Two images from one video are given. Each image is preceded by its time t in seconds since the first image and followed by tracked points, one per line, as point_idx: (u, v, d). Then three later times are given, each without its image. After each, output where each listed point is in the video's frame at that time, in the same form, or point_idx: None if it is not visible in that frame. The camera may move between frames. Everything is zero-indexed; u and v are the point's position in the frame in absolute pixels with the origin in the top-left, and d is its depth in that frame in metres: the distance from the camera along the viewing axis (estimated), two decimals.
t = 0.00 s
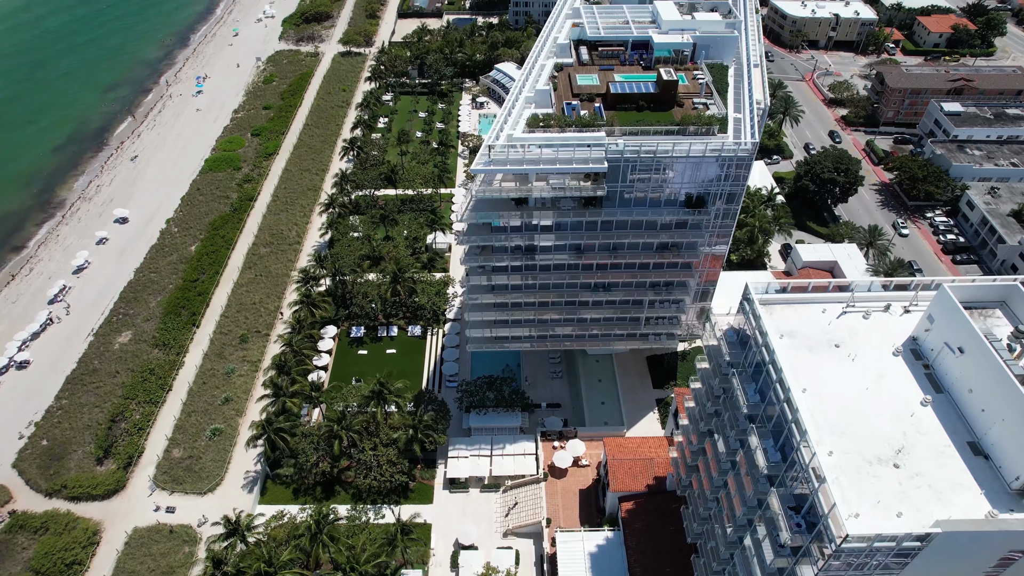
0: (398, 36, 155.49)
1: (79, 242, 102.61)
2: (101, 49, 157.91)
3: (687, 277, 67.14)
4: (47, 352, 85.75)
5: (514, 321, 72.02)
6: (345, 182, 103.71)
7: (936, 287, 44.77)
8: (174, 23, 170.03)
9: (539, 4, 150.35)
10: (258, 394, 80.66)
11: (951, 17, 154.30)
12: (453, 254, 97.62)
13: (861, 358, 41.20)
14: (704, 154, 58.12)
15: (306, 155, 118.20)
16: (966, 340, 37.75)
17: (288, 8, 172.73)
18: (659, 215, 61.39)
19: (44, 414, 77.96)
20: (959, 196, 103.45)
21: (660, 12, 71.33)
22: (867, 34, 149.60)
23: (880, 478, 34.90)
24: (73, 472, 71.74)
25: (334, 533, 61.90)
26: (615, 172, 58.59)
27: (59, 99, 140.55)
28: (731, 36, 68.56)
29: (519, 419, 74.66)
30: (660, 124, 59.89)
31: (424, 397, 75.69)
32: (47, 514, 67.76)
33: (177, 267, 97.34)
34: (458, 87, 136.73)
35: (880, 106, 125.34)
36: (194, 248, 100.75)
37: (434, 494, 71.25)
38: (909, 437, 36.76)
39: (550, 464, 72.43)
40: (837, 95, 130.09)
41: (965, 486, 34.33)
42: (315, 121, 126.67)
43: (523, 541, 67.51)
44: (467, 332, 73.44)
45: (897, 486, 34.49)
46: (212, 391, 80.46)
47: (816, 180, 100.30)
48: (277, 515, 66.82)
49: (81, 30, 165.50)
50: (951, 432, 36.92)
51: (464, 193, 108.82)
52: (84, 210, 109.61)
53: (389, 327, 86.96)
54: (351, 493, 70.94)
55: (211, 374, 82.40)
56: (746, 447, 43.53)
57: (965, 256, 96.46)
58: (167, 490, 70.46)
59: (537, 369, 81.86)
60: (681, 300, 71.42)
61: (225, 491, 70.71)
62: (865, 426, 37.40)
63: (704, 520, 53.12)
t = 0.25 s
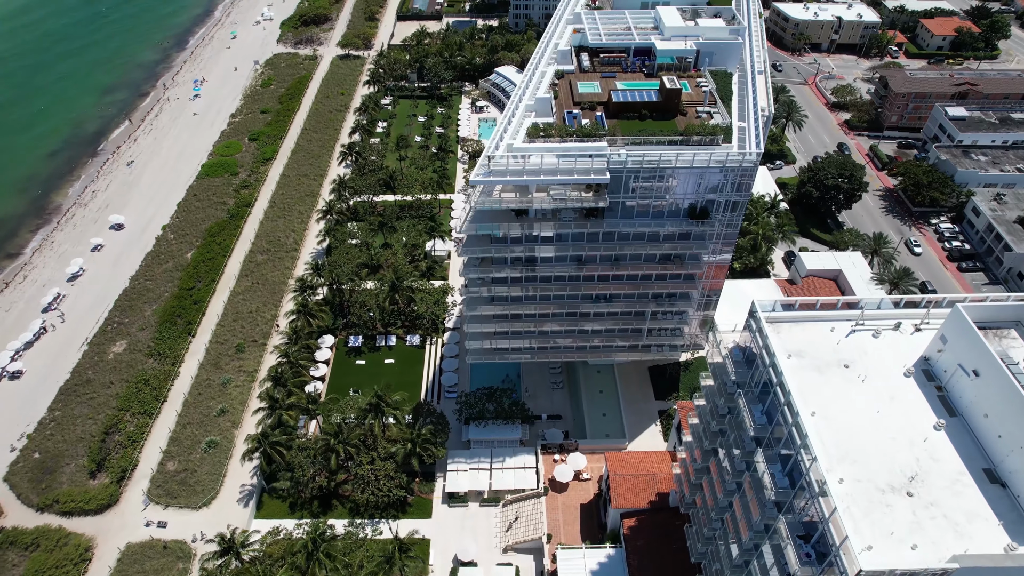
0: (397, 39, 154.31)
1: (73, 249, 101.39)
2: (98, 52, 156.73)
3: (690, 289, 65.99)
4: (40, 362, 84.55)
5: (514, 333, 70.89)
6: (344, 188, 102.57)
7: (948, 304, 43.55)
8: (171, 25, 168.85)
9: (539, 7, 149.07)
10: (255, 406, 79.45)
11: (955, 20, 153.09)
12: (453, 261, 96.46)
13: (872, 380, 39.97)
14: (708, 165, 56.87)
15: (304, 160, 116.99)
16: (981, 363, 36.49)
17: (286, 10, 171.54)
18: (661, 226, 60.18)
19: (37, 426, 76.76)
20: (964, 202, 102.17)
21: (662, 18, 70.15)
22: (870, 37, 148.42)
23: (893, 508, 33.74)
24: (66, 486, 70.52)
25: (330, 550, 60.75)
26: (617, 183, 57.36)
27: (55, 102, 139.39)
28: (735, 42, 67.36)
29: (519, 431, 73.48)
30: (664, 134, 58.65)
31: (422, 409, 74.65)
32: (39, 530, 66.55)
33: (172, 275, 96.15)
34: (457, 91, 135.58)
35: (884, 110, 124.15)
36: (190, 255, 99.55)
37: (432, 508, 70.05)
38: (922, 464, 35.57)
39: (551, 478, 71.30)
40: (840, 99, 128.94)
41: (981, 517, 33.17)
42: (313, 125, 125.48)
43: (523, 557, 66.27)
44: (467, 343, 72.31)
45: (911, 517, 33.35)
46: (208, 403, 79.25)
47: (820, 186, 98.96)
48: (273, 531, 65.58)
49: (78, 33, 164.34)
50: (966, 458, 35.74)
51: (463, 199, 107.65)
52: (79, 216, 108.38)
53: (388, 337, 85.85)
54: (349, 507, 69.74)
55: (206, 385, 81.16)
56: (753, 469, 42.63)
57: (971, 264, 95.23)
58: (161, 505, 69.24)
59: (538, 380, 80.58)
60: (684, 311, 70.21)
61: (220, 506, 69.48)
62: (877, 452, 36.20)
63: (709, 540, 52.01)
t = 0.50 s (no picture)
0: (396, 42, 153.12)
1: (68, 256, 100.18)
2: (95, 55, 155.51)
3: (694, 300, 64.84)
4: (33, 372, 83.31)
5: (514, 345, 69.65)
6: (341, 194, 101.42)
7: (961, 323, 42.35)
8: (169, 28, 167.59)
9: (539, 9, 147.77)
10: (251, 417, 78.25)
11: (958, 22, 151.82)
12: (452, 269, 95.24)
13: (883, 402, 38.71)
14: (713, 176, 55.64)
15: (301, 165, 115.74)
16: (997, 387, 35.22)
17: (284, 13, 170.33)
18: (664, 238, 58.99)
19: (29, 438, 75.53)
20: (970, 208, 100.87)
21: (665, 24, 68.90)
22: (873, 40, 147.19)
23: (907, 539, 32.54)
24: (58, 501, 69.27)
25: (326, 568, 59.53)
26: (619, 194, 56.17)
27: (51, 106, 138.16)
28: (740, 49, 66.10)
29: (518, 444, 72.27)
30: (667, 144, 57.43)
31: (421, 422, 73.58)
32: (29, 546, 65.30)
33: (168, 282, 94.94)
34: (457, 95, 134.44)
35: (887, 115, 122.92)
36: (186, 262, 98.34)
37: (431, 523, 68.84)
38: (937, 491, 34.35)
39: (551, 492, 70.08)
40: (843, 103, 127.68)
41: (999, 549, 31.94)
42: (311, 130, 124.26)
43: (523, 573, 65.02)
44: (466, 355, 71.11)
45: (926, 549, 32.14)
46: (203, 414, 78.02)
47: (823, 193, 97.70)
48: (269, 548, 64.34)
49: (75, 36, 163.09)
50: (982, 486, 34.52)
51: (462, 205, 106.45)
52: (74, 222, 107.14)
53: (386, 346, 84.63)
54: (346, 522, 68.54)
55: (202, 396, 79.95)
56: (760, 494, 41.79)
57: (977, 271, 93.79)
58: (155, 520, 68.01)
59: (538, 391, 79.31)
60: (687, 323, 69.02)
61: (215, 521, 68.26)
62: (890, 479, 34.95)
63: (713, 561, 50.98)
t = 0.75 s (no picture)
0: (395, 44, 151.93)
1: (63, 263, 98.98)
2: (91, 57, 154.42)
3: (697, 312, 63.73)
4: (26, 382, 82.09)
5: (513, 358, 68.44)
6: (339, 201, 100.25)
7: (974, 342, 41.16)
8: (166, 30, 166.39)
9: (540, 12, 146.45)
10: (247, 429, 76.98)
11: (962, 25, 150.59)
12: (451, 277, 94.03)
13: (895, 426, 37.48)
14: (718, 187, 54.33)
15: (299, 170, 114.50)
16: (1016, 414, 33.99)
17: (282, 15, 169.09)
18: (667, 250, 57.83)
19: (21, 451, 74.32)
20: (976, 215, 99.50)
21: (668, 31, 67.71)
22: (876, 43, 145.96)
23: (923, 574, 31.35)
24: (49, 516, 68.09)
25: None
26: (622, 206, 54.97)
27: (46, 110, 136.90)
28: (744, 56, 64.84)
29: (518, 457, 70.93)
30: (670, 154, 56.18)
31: (420, 434, 72.64)
32: (19, 564, 64.10)
33: (164, 290, 93.72)
34: (456, 99, 133.31)
35: (891, 119, 121.70)
36: (182, 270, 97.13)
37: (430, 538, 67.64)
38: (953, 522, 33.14)
39: (552, 507, 69.29)
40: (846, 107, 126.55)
41: None
42: (309, 134, 123.03)
43: None
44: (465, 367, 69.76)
45: None
46: (199, 426, 76.76)
47: (827, 200, 96.41)
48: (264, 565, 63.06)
49: (72, 38, 161.86)
50: (1000, 517, 33.31)
51: (462, 212, 105.29)
52: (69, 229, 105.93)
53: (384, 356, 83.43)
54: (343, 537, 67.30)
55: (197, 408, 78.70)
56: (768, 519, 40.69)
57: (983, 278, 92.31)
58: (148, 535, 66.82)
59: (539, 403, 77.99)
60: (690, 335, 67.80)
61: (210, 536, 67.05)
62: (903, 509, 33.75)
63: None
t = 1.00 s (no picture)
0: (394, 48, 150.75)
1: (57, 270, 97.79)
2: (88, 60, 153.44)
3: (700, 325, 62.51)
4: (19, 393, 80.90)
5: (513, 371, 67.20)
6: (337, 207, 99.02)
7: (988, 364, 39.95)
8: (164, 33, 165.27)
9: (540, 15, 145.24)
10: (243, 441, 75.75)
11: (966, 28, 149.30)
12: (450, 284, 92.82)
13: (908, 452, 36.22)
14: (722, 200, 53.15)
15: (297, 176, 113.31)
16: None
17: (281, 17, 167.94)
18: (670, 262, 56.62)
19: (13, 464, 73.10)
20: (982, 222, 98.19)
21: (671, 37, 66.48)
22: (879, 46, 144.73)
23: None
24: (41, 531, 66.90)
25: None
26: (624, 219, 53.79)
27: (42, 114, 135.80)
28: (748, 63, 63.60)
29: (518, 471, 69.65)
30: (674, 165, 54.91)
31: (418, 448, 71.42)
32: None
33: (159, 298, 92.48)
34: (456, 103, 132.11)
35: (895, 124, 120.51)
36: (178, 277, 95.94)
37: (429, 554, 66.40)
38: (970, 555, 31.90)
39: (553, 522, 68.05)
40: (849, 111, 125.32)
41: None
42: (307, 139, 121.85)
43: None
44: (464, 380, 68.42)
45: None
46: (194, 438, 75.49)
47: (832, 207, 95.13)
48: None
49: (68, 42, 160.73)
50: (1018, 550, 32.05)
51: (461, 218, 104.07)
52: (64, 235, 104.75)
53: (382, 366, 82.26)
54: (340, 553, 66.04)
55: (192, 419, 77.47)
56: (775, 546, 39.75)
57: (989, 287, 91.01)
58: (142, 551, 65.62)
59: (539, 414, 76.80)
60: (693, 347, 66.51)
61: (204, 552, 65.82)
62: (918, 541, 32.46)
63: None
